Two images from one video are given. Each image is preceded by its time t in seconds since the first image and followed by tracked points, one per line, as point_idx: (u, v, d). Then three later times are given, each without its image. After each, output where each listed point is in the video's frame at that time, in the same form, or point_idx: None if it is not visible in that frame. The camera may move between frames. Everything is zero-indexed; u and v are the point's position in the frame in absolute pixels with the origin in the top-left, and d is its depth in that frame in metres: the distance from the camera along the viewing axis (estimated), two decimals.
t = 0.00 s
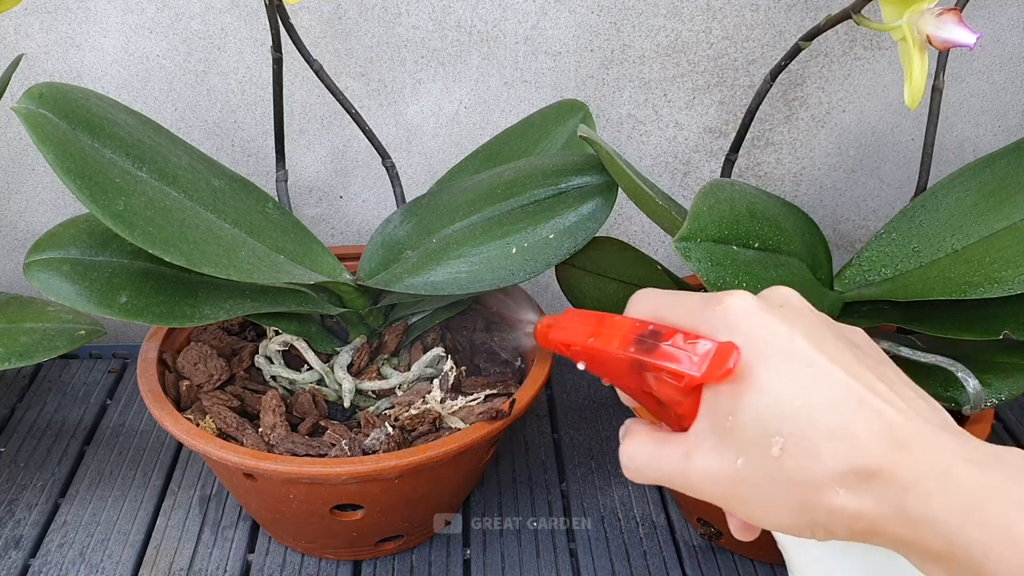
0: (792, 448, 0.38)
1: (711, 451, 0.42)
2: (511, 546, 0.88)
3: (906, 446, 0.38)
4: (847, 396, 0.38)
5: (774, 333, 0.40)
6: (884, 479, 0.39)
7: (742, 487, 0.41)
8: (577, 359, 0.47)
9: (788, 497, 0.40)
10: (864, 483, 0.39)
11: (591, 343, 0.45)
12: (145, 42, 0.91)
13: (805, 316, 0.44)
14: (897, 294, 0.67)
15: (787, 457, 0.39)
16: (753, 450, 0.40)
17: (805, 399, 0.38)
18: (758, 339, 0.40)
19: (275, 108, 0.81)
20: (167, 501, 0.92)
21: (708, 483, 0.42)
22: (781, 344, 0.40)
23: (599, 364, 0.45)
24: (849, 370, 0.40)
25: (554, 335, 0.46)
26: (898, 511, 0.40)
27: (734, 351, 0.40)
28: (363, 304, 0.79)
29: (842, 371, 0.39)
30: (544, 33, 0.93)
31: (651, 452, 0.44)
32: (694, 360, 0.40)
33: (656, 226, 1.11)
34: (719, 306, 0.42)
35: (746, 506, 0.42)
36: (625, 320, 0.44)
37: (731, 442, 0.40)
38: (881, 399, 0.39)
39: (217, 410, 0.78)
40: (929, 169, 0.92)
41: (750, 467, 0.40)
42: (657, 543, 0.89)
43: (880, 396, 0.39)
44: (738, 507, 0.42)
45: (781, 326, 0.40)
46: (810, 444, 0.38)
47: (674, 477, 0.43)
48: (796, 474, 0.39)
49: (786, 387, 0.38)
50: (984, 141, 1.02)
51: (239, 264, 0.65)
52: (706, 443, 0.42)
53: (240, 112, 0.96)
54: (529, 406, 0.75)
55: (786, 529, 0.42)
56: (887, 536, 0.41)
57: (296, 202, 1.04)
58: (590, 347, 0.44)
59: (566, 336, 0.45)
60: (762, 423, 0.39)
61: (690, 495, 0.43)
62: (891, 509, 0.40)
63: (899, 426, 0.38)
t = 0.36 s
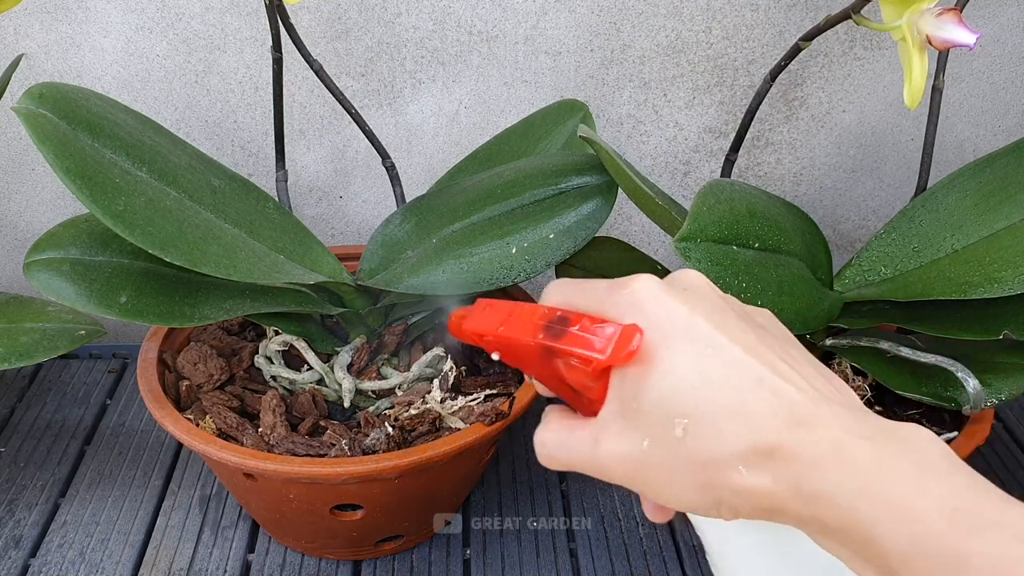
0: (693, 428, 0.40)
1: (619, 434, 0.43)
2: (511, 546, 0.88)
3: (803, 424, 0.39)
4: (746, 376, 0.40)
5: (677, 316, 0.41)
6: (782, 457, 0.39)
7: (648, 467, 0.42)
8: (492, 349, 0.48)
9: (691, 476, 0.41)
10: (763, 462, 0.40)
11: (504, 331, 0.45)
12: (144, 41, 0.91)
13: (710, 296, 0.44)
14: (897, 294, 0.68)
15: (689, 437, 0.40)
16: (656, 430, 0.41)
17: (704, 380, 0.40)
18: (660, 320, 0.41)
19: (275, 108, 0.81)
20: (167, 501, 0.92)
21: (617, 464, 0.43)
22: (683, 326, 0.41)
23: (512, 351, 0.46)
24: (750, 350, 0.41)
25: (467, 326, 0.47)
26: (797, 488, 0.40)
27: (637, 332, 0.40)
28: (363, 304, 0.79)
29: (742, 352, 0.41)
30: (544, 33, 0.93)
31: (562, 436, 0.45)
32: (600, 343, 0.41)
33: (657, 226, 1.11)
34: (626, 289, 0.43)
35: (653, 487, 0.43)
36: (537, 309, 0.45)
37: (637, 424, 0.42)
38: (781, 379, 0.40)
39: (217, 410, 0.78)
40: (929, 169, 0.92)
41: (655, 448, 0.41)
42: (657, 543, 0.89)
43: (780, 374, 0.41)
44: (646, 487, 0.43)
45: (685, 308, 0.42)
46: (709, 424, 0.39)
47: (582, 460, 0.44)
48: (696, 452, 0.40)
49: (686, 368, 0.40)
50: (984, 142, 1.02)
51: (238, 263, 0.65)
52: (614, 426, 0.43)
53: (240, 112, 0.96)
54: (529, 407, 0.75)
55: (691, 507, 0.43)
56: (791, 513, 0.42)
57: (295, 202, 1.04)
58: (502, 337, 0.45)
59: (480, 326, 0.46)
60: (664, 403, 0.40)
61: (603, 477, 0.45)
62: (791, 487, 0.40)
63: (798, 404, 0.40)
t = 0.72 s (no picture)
0: (623, 406, 0.43)
1: (547, 409, 0.45)
2: (511, 547, 0.88)
3: (730, 405, 0.42)
4: (677, 355, 0.43)
5: (616, 295, 0.44)
6: (707, 437, 0.42)
7: (576, 443, 0.44)
8: (418, 315, 0.48)
9: (618, 452, 0.44)
10: (689, 441, 0.43)
11: (437, 296, 0.46)
12: (144, 41, 0.91)
13: (645, 276, 0.47)
14: (900, 294, 0.67)
15: (618, 414, 0.43)
16: (588, 406, 0.43)
17: (637, 357, 0.42)
18: (597, 298, 0.44)
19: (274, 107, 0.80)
20: (166, 501, 0.92)
21: (545, 438, 0.45)
22: (620, 305, 0.43)
23: (442, 319, 0.47)
24: (683, 331, 0.44)
25: (395, 290, 0.47)
26: (717, 467, 0.42)
27: (577, 305, 0.42)
28: (363, 305, 0.79)
29: (676, 332, 0.44)
30: (544, 32, 0.93)
31: (491, 406, 0.46)
32: (540, 315, 0.43)
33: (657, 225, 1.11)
34: (564, 266, 0.45)
35: (578, 463, 0.45)
36: (469, 276, 0.46)
37: (568, 400, 0.44)
38: (712, 360, 0.44)
39: (216, 410, 0.78)
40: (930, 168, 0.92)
41: (584, 423, 0.44)
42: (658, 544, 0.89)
43: (709, 355, 0.44)
44: (573, 465, 0.45)
45: (623, 286, 0.44)
46: (638, 400, 0.42)
47: (511, 433, 0.46)
48: (625, 428, 0.43)
49: (620, 345, 0.43)
50: (986, 141, 1.02)
51: (238, 263, 0.65)
52: (545, 400, 0.45)
53: (240, 111, 0.96)
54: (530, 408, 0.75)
55: (616, 485, 0.45)
56: (711, 493, 0.44)
57: (295, 202, 1.04)
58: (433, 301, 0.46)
59: (410, 290, 0.47)
60: (597, 379, 0.42)
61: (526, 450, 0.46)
62: (712, 465, 0.43)
63: (726, 386, 0.43)
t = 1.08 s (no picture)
0: (732, 395, 0.36)
1: (653, 409, 0.39)
2: (511, 547, 0.88)
3: (846, 386, 0.36)
4: (784, 338, 0.36)
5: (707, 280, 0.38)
6: (828, 427, 0.36)
7: (684, 440, 0.38)
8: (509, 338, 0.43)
9: (729, 447, 0.37)
10: (809, 431, 0.36)
11: (520, 312, 0.41)
12: (144, 41, 0.91)
13: (736, 263, 0.41)
14: (899, 294, 0.67)
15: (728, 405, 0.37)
16: (692, 399, 0.37)
17: (740, 344, 0.36)
18: (686, 284, 0.38)
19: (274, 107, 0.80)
20: (166, 501, 0.92)
21: (647, 440, 0.39)
22: (713, 292, 0.37)
23: (529, 335, 0.42)
24: (786, 313, 0.38)
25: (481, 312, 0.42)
26: (844, 459, 0.36)
27: (671, 297, 0.37)
28: (362, 305, 0.79)
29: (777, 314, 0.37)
30: (544, 32, 0.93)
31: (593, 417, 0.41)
32: (635, 312, 0.37)
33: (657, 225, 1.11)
34: (650, 260, 0.39)
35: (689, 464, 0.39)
36: (553, 284, 0.41)
37: (672, 396, 0.38)
38: (824, 342, 0.37)
39: (216, 410, 0.78)
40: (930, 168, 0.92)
41: (691, 417, 0.38)
42: (657, 544, 0.89)
43: (820, 338, 0.37)
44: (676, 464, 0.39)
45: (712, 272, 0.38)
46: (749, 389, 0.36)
47: (613, 440, 0.40)
48: (736, 421, 0.37)
49: (718, 332, 0.36)
50: (986, 141, 1.02)
51: (236, 263, 0.65)
52: (647, 400, 0.39)
53: (240, 111, 0.96)
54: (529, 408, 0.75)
55: (726, 482, 0.39)
56: (837, 486, 0.38)
57: (295, 202, 1.04)
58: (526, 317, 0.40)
59: (498, 310, 0.41)
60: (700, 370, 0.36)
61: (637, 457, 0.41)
62: (838, 455, 0.36)
63: (843, 369, 0.36)
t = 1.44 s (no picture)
0: (803, 428, 0.43)
1: (729, 440, 0.46)
2: (511, 547, 0.88)
3: (913, 421, 0.43)
4: (852, 375, 0.43)
5: (782, 322, 0.45)
6: (892, 456, 0.43)
7: (760, 470, 0.45)
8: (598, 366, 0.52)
9: (802, 478, 0.44)
10: (874, 461, 0.43)
11: (610, 344, 0.50)
12: (144, 41, 0.91)
13: (813, 303, 0.49)
14: (899, 295, 0.67)
15: (800, 437, 0.43)
16: (768, 434, 0.44)
17: (813, 381, 0.43)
18: (766, 327, 0.45)
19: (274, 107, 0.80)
20: (166, 501, 0.92)
21: (727, 469, 0.46)
22: (789, 334, 0.45)
23: (619, 364, 0.50)
24: (856, 351, 0.45)
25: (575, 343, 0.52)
26: (909, 488, 0.43)
27: (741, 337, 0.43)
28: (362, 305, 0.79)
29: (848, 353, 0.44)
30: (544, 32, 0.93)
31: (674, 444, 0.49)
32: (706, 348, 0.44)
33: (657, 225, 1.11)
34: (728, 300, 0.47)
35: (764, 491, 0.46)
36: (639, 323, 0.49)
37: (748, 430, 0.45)
38: (890, 379, 0.44)
39: (216, 410, 0.78)
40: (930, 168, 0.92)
41: (767, 450, 0.44)
42: (657, 544, 0.89)
43: (886, 374, 0.44)
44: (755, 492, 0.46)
45: (788, 316, 0.45)
46: (820, 423, 0.43)
47: (696, 467, 0.47)
48: (809, 454, 0.43)
49: (794, 370, 0.43)
50: (986, 141, 1.02)
51: (237, 264, 0.65)
52: (723, 431, 0.46)
53: (239, 111, 0.96)
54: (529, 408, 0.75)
55: (803, 510, 0.46)
56: (906, 514, 0.45)
57: (295, 202, 1.04)
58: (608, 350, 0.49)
59: (588, 341, 0.51)
60: (776, 406, 0.43)
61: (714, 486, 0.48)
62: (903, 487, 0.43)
63: (908, 403, 0.43)
